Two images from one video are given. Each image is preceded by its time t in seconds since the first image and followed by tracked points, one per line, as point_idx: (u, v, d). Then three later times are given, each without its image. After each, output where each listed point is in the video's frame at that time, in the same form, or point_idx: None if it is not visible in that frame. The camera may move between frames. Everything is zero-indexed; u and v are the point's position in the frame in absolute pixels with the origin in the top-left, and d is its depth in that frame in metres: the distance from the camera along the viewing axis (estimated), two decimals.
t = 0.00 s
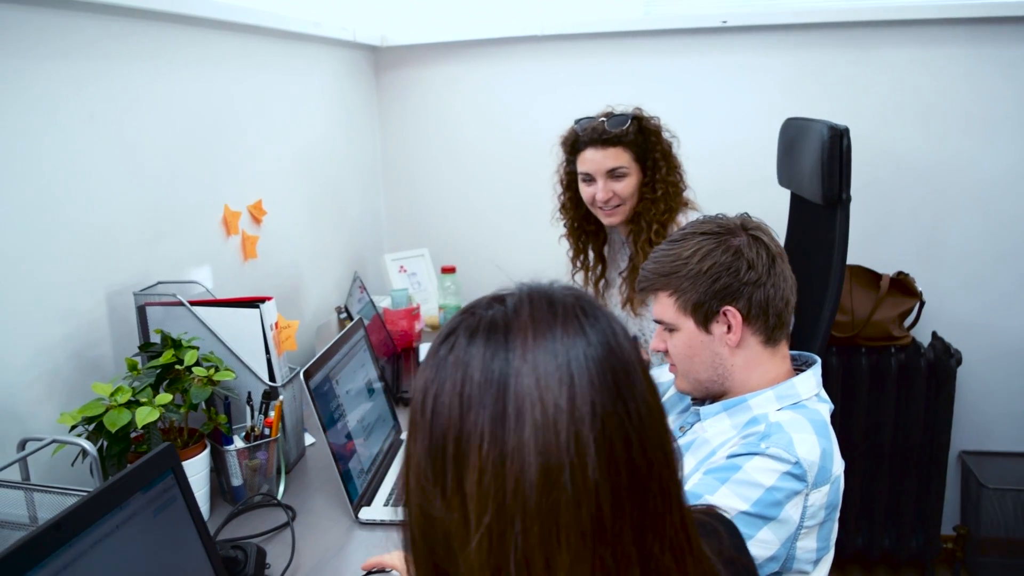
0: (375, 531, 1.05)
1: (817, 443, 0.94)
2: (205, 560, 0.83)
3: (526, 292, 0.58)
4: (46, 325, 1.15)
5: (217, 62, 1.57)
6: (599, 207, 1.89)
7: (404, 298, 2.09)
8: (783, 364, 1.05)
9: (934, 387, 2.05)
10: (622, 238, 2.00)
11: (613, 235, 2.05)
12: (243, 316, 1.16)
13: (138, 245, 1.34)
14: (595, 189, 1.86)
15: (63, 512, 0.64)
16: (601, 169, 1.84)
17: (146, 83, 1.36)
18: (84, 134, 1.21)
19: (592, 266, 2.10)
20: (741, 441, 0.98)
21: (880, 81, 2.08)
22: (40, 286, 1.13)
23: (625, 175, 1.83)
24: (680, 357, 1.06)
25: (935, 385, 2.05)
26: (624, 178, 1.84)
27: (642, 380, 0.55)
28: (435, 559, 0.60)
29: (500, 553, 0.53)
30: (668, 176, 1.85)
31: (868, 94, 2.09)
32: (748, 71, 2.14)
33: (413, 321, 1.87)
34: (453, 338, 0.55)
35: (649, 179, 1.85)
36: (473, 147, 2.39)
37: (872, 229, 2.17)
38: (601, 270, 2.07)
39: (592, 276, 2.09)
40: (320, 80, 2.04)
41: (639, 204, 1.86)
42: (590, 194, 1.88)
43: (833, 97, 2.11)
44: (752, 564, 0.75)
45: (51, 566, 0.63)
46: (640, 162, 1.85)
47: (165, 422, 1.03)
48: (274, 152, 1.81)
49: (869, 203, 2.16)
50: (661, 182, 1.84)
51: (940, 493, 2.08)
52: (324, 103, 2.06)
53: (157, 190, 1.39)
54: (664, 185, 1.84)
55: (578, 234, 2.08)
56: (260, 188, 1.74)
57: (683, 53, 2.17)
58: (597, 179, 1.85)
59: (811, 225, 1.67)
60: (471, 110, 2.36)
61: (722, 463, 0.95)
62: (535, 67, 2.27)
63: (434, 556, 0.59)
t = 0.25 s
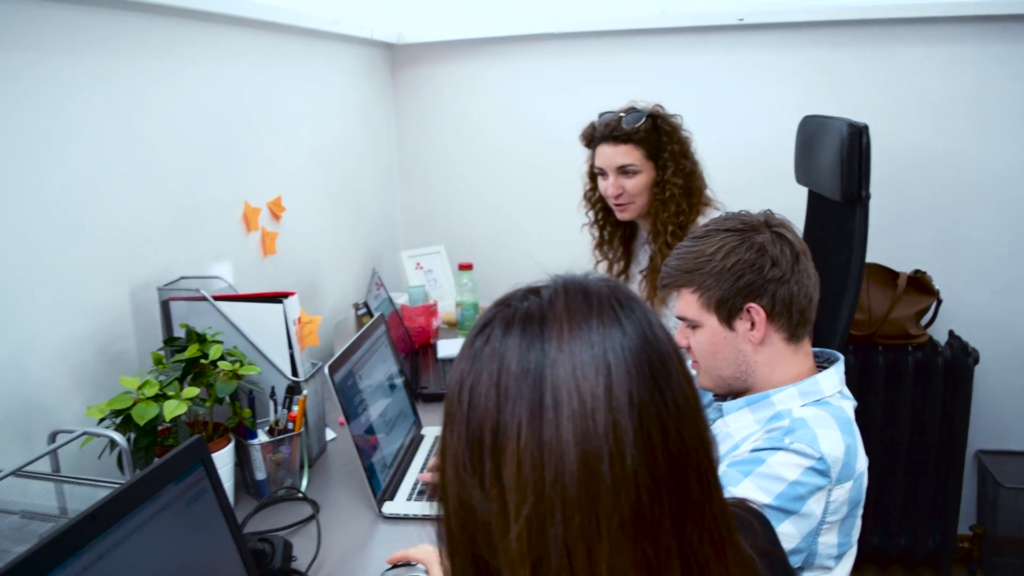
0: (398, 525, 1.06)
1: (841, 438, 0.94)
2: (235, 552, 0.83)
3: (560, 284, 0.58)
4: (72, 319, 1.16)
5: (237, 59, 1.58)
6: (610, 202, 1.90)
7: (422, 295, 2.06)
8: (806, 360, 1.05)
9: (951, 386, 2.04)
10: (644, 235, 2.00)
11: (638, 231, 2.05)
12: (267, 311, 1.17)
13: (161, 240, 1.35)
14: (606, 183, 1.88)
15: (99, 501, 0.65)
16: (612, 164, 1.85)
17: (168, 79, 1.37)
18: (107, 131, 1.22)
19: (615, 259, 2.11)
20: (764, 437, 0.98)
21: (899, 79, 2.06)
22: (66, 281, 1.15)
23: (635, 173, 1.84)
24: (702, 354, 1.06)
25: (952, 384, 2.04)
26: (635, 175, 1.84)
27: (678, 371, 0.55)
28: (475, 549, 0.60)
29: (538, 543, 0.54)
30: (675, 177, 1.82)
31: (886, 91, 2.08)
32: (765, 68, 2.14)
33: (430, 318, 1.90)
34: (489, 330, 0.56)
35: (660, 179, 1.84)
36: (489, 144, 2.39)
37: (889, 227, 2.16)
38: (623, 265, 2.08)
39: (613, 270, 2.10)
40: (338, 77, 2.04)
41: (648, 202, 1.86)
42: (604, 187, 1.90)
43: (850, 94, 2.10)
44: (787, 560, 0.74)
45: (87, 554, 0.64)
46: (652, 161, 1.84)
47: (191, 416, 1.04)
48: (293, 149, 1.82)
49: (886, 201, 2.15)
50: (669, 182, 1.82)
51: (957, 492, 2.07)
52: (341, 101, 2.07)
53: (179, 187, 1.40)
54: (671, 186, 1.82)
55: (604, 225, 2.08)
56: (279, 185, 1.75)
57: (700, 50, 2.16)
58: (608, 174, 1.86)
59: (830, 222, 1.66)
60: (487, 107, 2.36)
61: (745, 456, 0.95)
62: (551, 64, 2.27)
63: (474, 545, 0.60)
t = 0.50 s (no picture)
0: (416, 523, 1.06)
1: (859, 438, 0.94)
2: (258, 548, 0.84)
3: (583, 286, 0.58)
4: (96, 316, 1.17)
5: (258, 59, 1.59)
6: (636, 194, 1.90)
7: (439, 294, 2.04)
8: (826, 361, 1.05)
9: (969, 389, 2.02)
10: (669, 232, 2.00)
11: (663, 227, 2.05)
12: (288, 309, 1.18)
13: (182, 239, 1.37)
14: (631, 176, 1.88)
15: (127, 496, 0.66)
16: (638, 156, 1.85)
17: (189, 79, 1.38)
18: (130, 130, 1.24)
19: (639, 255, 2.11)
20: (782, 439, 0.98)
21: (918, 79, 2.05)
22: (90, 279, 1.16)
23: (661, 165, 1.84)
24: (722, 354, 1.06)
25: (970, 387, 2.02)
26: (661, 168, 1.84)
27: (700, 373, 0.55)
28: (498, 550, 0.60)
29: (562, 545, 0.54)
30: (701, 170, 1.82)
31: (905, 92, 2.07)
32: (782, 69, 2.13)
33: (448, 317, 1.91)
34: (513, 333, 0.56)
35: (686, 172, 1.84)
36: (506, 144, 2.40)
37: (907, 228, 2.15)
38: (645, 262, 2.08)
39: (636, 266, 2.10)
40: (356, 77, 2.06)
41: (673, 193, 1.86)
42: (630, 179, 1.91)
43: (869, 95, 2.09)
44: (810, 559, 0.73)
45: (115, 550, 0.64)
46: (678, 154, 1.84)
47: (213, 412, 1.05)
48: (312, 149, 1.83)
49: (905, 202, 2.13)
50: (694, 176, 1.82)
51: (974, 495, 2.06)
52: (360, 101, 2.08)
53: (200, 186, 1.41)
54: (697, 179, 1.82)
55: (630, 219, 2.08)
56: (298, 184, 1.76)
57: (718, 50, 2.16)
58: (634, 166, 1.87)
59: (848, 223, 1.65)
60: (504, 108, 2.37)
61: (764, 458, 0.95)
62: (568, 65, 2.27)
63: (497, 546, 0.60)
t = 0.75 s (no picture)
0: (428, 520, 1.07)
1: (871, 440, 0.93)
2: (270, 541, 0.85)
3: (595, 283, 0.58)
4: (113, 310, 1.19)
5: (274, 58, 1.60)
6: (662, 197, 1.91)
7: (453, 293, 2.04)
8: (838, 362, 1.04)
9: (984, 394, 2.00)
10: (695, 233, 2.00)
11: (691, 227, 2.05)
12: (301, 305, 1.19)
13: (198, 236, 1.38)
14: (657, 177, 1.89)
15: (142, 487, 0.67)
16: (662, 159, 1.85)
17: (206, 77, 1.39)
18: (148, 126, 1.25)
19: (665, 255, 2.11)
20: (794, 441, 0.97)
21: (936, 81, 2.03)
22: (107, 272, 1.17)
23: (684, 169, 1.84)
24: (734, 354, 1.06)
25: (985, 391, 2.00)
26: (684, 171, 1.85)
27: (710, 372, 0.55)
28: (505, 545, 0.60)
29: (569, 541, 0.54)
30: (724, 174, 1.81)
31: (923, 94, 2.05)
32: (798, 70, 2.12)
33: (461, 315, 1.91)
34: (524, 330, 0.56)
35: (711, 175, 1.84)
36: (520, 144, 2.40)
37: (923, 231, 2.13)
38: (671, 262, 2.08)
39: (662, 268, 2.10)
40: (372, 76, 2.06)
41: (697, 197, 1.87)
42: (656, 180, 1.91)
43: (887, 96, 2.08)
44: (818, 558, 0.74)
45: (129, 540, 0.65)
46: (702, 156, 1.84)
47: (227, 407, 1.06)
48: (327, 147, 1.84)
49: (921, 205, 2.11)
50: (717, 180, 1.81)
51: (987, 501, 2.04)
52: (375, 100, 2.09)
53: (215, 183, 1.42)
54: (720, 183, 1.81)
55: (661, 220, 2.07)
56: (313, 182, 1.78)
57: (735, 51, 2.15)
58: (658, 168, 1.87)
59: (864, 225, 1.65)
60: (518, 108, 2.37)
61: (776, 461, 0.95)
62: (583, 65, 2.27)
63: (504, 542, 0.60)
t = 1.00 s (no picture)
0: (428, 519, 1.08)
1: (871, 441, 0.93)
2: (269, 538, 0.86)
3: (584, 285, 0.58)
4: (117, 309, 1.20)
5: (280, 59, 1.61)
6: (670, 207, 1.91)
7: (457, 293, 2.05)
8: (840, 364, 1.04)
9: (990, 397, 1.99)
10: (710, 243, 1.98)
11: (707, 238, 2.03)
12: (305, 304, 1.19)
13: (203, 235, 1.39)
14: (667, 188, 1.89)
15: (142, 484, 0.68)
16: (671, 169, 1.85)
17: (212, 77, 1.40)
18: (154, 125, 1.26)
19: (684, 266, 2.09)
20: (795, 441, 0.97)
21: (944, 84, 2.02)
22: (112, 270, 1.18)
23: (691, 180, 1.83)
24: (736, 356, 1.06)
25: (990, 395, 1.99)
26: (691, 182, 1.84)
27: (697, 375, 0.55)
28: (491, 545, 0.61)
29: (554, 543, 0.54)
30: (729, 186, 1.79)
31: (930, 96, 2.04)
32: (804, 72, 2.11)
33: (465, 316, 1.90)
34: (512, 331, 0.56)
35: (718, 187, 1.82)
36: (525, 145, 2.40)
37: (929, 233, 2.12)
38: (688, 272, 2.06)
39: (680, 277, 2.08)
40: (378, 77, 2.07)
41: (703, 209, 1.85)
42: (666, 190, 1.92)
43: (894, 98, 2.07)
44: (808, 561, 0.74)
45: (129, 536, 0.66)
46: (710, 168, 1.82)
47: (230, 405, 1.06)
48: (333, 147, 1.85)
49: (928, 207, 2.11)
50: (723, 192, 1.79)
51: (992, 504, 2.03)
52: (381, 100, 2.10)
53: (221, 182, 1.43)
54: (724, 196, 1.79)
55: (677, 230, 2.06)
56: (319, 181, 1.78)
57: (741, 52, 2.14)
58: (667, 179, 1.88)
59: (868, 228, 1.64)
60: (523, 108, 2.37)
61: (776, 462, 0.95)
62: (589, 66, 2.27)
63: (489, 542, 0.61)
